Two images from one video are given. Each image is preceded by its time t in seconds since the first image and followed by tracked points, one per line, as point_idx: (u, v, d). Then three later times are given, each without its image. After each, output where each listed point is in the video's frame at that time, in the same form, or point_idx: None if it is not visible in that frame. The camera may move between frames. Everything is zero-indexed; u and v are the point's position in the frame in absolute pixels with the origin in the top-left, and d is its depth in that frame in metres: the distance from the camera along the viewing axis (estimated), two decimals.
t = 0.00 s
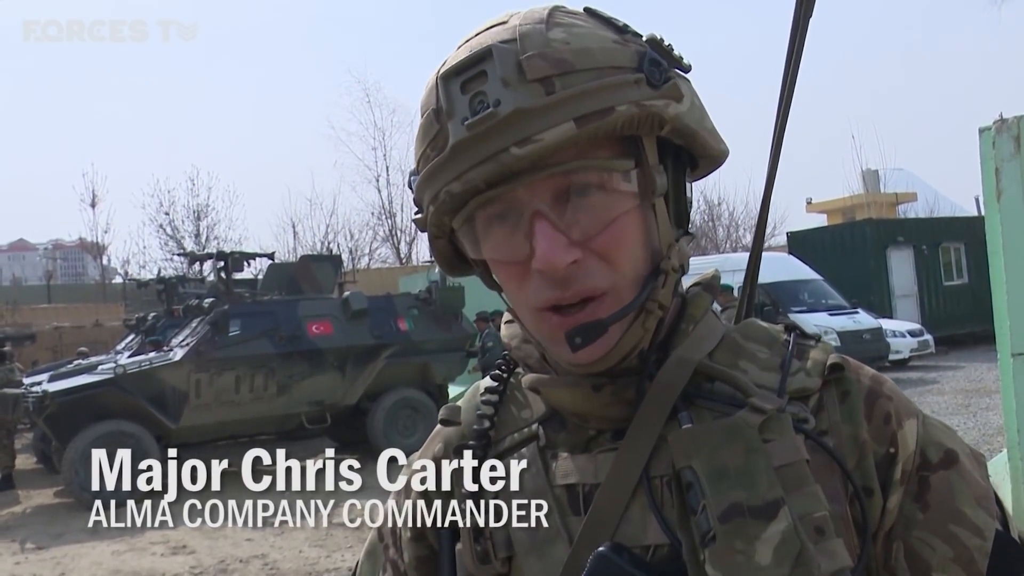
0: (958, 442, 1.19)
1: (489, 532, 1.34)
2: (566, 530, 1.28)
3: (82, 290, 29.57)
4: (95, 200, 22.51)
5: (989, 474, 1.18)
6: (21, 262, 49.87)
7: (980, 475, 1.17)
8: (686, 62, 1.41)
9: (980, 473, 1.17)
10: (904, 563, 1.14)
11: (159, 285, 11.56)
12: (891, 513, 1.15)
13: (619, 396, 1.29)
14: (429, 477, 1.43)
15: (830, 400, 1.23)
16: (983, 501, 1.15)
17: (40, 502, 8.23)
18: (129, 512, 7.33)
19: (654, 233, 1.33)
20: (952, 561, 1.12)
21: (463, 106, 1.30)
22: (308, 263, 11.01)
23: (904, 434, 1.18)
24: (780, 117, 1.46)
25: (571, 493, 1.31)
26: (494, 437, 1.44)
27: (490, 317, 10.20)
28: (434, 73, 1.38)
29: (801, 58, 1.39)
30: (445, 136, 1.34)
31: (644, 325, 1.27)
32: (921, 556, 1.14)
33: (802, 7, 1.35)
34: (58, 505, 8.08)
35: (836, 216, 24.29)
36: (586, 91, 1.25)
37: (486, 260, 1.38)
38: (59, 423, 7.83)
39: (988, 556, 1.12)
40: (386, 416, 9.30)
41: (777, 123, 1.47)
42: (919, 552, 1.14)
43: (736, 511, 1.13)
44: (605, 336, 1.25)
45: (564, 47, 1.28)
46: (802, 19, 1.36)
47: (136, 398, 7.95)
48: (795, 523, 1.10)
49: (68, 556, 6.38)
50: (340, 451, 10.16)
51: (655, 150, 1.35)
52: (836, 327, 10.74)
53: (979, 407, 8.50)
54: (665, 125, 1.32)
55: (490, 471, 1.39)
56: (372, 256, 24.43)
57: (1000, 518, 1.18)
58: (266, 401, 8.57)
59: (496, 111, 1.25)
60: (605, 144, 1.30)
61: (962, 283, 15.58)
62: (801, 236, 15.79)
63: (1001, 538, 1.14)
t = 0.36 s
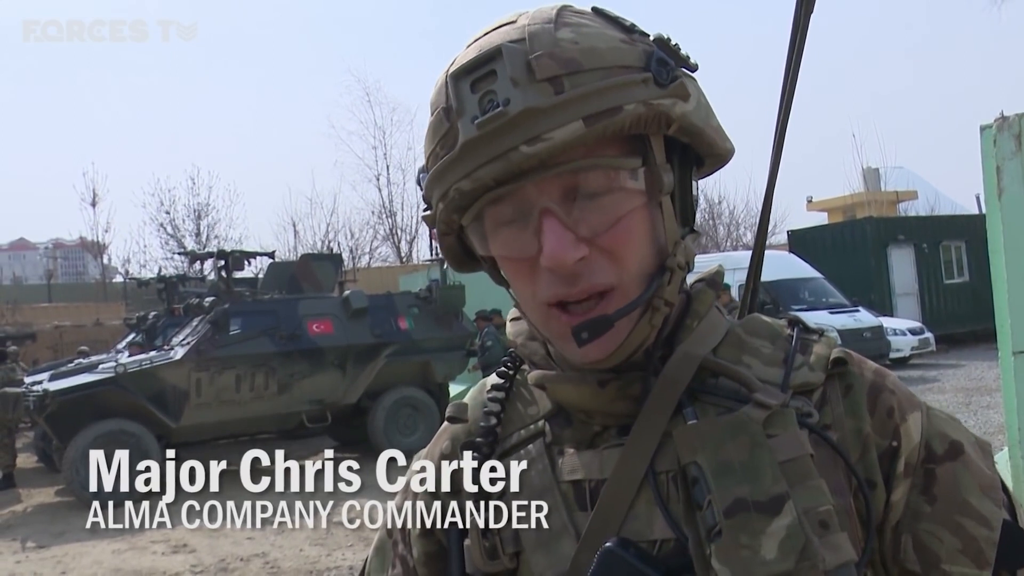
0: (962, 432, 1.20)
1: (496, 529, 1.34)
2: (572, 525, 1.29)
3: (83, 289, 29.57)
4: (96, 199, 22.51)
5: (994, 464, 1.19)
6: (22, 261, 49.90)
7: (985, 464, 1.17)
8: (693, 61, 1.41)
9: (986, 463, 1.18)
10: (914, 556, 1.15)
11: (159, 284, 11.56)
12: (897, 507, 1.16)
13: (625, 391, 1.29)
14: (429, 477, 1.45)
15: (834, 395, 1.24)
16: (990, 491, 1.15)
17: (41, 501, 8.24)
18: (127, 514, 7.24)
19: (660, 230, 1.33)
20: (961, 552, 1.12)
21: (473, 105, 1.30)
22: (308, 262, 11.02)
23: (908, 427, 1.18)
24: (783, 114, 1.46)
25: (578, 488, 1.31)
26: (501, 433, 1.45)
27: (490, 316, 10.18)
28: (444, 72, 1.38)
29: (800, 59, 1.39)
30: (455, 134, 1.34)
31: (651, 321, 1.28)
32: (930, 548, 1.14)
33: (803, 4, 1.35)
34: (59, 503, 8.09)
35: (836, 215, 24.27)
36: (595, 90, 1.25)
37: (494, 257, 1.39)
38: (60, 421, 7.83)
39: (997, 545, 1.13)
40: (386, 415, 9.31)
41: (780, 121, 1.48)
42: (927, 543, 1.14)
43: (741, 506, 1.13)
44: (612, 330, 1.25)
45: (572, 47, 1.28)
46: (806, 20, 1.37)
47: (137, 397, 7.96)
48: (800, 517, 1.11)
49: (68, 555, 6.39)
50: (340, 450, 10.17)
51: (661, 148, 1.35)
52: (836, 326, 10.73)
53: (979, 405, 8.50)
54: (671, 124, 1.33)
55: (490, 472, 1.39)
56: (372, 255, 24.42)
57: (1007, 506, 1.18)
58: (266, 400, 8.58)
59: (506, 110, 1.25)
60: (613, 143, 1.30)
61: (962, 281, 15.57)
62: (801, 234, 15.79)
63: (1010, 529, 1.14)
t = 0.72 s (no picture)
0: (965, 421, 1.17)
1: (502, 530, 1.32)
2: (581, 526, 1.27)
3: (83, 287, 29.52)
4: (96, 197, 22.46)
5: (1000, 447, 1.16)
6: (22, 259, 49.85)
7: (988, 451, 1.15)
8: (702, 66, 1.39)
9: (990, 448, 1.15)
10: (923, 547, 1.15)
11: (159, 283, 11.54)
12: (905, 502, 1.15)
13: (631, 392, 1.27)
14: (428, 478, 1.43)
15: (837, 394, 1.21)
16: (996, 480, 1.13)
17: (40, 500, 8.22)
18: (125, 516, 7.13)
19: (664, 230, 1.31)
20: (969, 542, 1.11)
21: (484, 100, 1.29)
22: (308, 261, 10.99)
23: (911, 424, 1.16)
24: (783, 119, 1.45)
25: (585, 489, 1.29)
26: (507, 435, 1.43)
27: (490, 314, 10.13)
28: (458, 69, 1.37)
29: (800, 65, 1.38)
30: (466, 128, 1.32)
31: (653, 318, 1.26)
32: (937, 539, 1.13)
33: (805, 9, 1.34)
34: (58, 502, 8.06)
35: (837, 213, 24.24)
36: (604, 89, 1.24)
37: (500, 253, 1.37)
38: (60, 420, 7.80)
39: (1004, 533, 1.11)
40: (386, 414, 9.29)
41: (782, 127, 1.46)
42: (934, 535, 1.13)
43: (752, 507, 1.11)
44: (614, 325, 1.23)
45: (584, 47, 1.26)
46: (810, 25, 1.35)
47: (136, 395, 7.94)
48: (810, 518, 1.09)
49: (68, 554, 6.36)
50: (340, 448, 10.15)
51: (668, 149, 1.34)
52: (837, 325, 10.70)
53: (979, 405, 8.49)
54: (678, 125, 1.31)
55: (491, 473, 1.37)
56: (372, 253, 24.39)
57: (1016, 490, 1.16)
58: (267, 398, 8.56)
59: (516, 106, 1.24)
60: (620, 141, 1.29)
61: (962, 280, 15.55)
62: (802, 233, 15.79)
63: (1017, 516, 1.12)
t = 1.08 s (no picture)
0: (978, 431, 1.16)
1: (510, 532, 1.31)
2: (590, 530, 1.26)
3: (84, 287, 29.47)
4: (97, 196, 22.43)
5: (1011, 459, 1.15)
6: (23, 259, 49.82)
7: (1000, 461, 1.13)
8: (707, 66, 1.37)
9: (1001, 460, 1.14)
10: (931, 556, 1.13)
11: (160, 282, 11.51)
12: (915, 511, 1.13)
13: (642, 396, 1.25)
14: (430, 480, 1.43)
15: (849, 400, 1.19)
16: (1007, 491, 1.12)
17: (42, 498, 8.21)
18: (123, 515, 7.07)
19: (671, 231, 1.29)
20: (978, 554, 1.09)
21: (488, 104, 1.27)
22: (309, 260, 10.97)
23: (925, 432, 1.15)
24: (798, 119, 1.42)
25: (595, 492, 1.28)
26: (515, 438, 1.41)
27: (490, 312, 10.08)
28: (461, 73, 1.35)
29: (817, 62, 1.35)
30: (471, 133, 1.31)
31: (662, 321, 1.24)
32: (945, 548, 1.11)
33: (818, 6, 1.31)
34: (59, 501, 8.05)
35: (838, 212, 24.19)
36: (607, 90, 1.22)
37: (507, 256, 1.36)
38: (61, 419, 7.79)
39: (1012, 546, 1.09)
40: (387, 413, 9.27)
41: (795, 127, 1.44)
42: (942, 544, 1.12)
43: (765, 512, 1.09)
44: (621, 327, 1.22)
45: (587, 48, 1.24)
46: (822, 24, 1.33)
47: (137, 395, 7.92)
48: (823, 523, 1.07)
49: (69, 553, 6.35)
50: (341, 447, 10.14)
51: (674, 150, 1.32)
52: (838, 324, 10.67)
53: (980, 404, 8.47)
54: (684, 126, 1.29)
55: (490, 472, 1.36)
56: (373, 252, 24.35)
57: None
58: (267, 398, 8.54)
59: (520, 108, 1.22)
60: (626, 142, 1.27)
61: (964, 280, 15.51)
62: (803, 232, 15.76)
63: None
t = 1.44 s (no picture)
0: (987, 440, 1.15)
1: (509, 536, 1.30)
2: (588, 535, 1.25)
3: (83, 285, 29.44)
4: (96, 194, 22.42)
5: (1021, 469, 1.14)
6: (23, 256, 49.79)
7: (1009, 471, 1.13)
8: (713, 65, 1.36)
9: (1011, 470, 1.13)
10: (935, 565, 1.12)
11: (159, 280, 11.49)
12: (921, 522, 1.12)
13: (641, 400, 1.24)
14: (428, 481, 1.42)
15: (854, 406, 1.18)
16: (1017, 503, 1.11)
17: (40, 496, 8.20)
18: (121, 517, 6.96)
19: (677, 233, 1.28)
20: (984, 565, 1.09)
21: (491, 104, 1.26)
22: (308, 258, 10.96)
23: (932, 440, 1.14)
24: (808, 119, 1.41)
25: (593, 497, 1.26)
26: (515, 439, 1.40)
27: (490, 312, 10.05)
28: (463, 72, 1.34)
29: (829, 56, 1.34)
30: (473, 133, 1.30)
31: (666, 325, 1.23)
32: (951, 559, 1.11)
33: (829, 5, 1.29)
34: (58, 499, 8.04)
35: (838, 212, 24.18)
36: (613, 90, 1.20)
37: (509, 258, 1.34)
38: (60, 416, 7.77)
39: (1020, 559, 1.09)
40: (386, 412, 9.26)
41: (804, 126, 1.42)
42: (949, 556, 1.11)
43: (764, 520, 1.08)
44: (626, 332, 1.21)
45: (592, 47, 1.23)
46: (834, 22, 1.31)
47: (137, 393, 7.91)
48: (823, 534, 1.06)
49: (68, 551, 6.34)
50: (339, 446, 10.12)
51: (681, 151, 1.30)
52: (838, 324, 10.66)
53: (980, 404, 8.47)
54: (691, 127, 1.28)
55: (490, 473, 1.35)
56: (373, 251, 24.33)
57: None
58: (266, 396, 8.53)
59: (524, 109, 1.21)
60: (631, 144, 1.25)
61: (963, 280, 15.50)
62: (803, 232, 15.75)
63: None
